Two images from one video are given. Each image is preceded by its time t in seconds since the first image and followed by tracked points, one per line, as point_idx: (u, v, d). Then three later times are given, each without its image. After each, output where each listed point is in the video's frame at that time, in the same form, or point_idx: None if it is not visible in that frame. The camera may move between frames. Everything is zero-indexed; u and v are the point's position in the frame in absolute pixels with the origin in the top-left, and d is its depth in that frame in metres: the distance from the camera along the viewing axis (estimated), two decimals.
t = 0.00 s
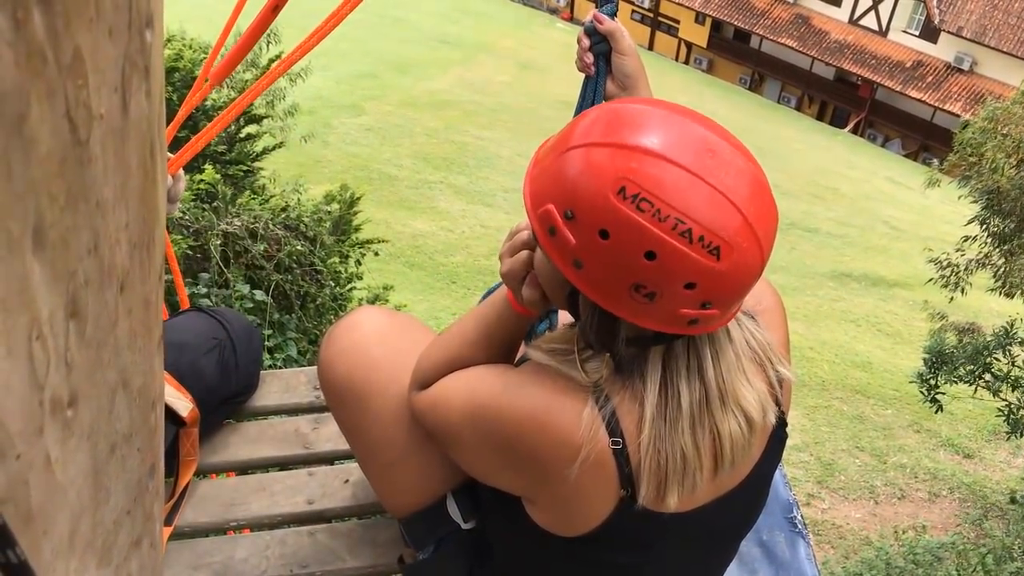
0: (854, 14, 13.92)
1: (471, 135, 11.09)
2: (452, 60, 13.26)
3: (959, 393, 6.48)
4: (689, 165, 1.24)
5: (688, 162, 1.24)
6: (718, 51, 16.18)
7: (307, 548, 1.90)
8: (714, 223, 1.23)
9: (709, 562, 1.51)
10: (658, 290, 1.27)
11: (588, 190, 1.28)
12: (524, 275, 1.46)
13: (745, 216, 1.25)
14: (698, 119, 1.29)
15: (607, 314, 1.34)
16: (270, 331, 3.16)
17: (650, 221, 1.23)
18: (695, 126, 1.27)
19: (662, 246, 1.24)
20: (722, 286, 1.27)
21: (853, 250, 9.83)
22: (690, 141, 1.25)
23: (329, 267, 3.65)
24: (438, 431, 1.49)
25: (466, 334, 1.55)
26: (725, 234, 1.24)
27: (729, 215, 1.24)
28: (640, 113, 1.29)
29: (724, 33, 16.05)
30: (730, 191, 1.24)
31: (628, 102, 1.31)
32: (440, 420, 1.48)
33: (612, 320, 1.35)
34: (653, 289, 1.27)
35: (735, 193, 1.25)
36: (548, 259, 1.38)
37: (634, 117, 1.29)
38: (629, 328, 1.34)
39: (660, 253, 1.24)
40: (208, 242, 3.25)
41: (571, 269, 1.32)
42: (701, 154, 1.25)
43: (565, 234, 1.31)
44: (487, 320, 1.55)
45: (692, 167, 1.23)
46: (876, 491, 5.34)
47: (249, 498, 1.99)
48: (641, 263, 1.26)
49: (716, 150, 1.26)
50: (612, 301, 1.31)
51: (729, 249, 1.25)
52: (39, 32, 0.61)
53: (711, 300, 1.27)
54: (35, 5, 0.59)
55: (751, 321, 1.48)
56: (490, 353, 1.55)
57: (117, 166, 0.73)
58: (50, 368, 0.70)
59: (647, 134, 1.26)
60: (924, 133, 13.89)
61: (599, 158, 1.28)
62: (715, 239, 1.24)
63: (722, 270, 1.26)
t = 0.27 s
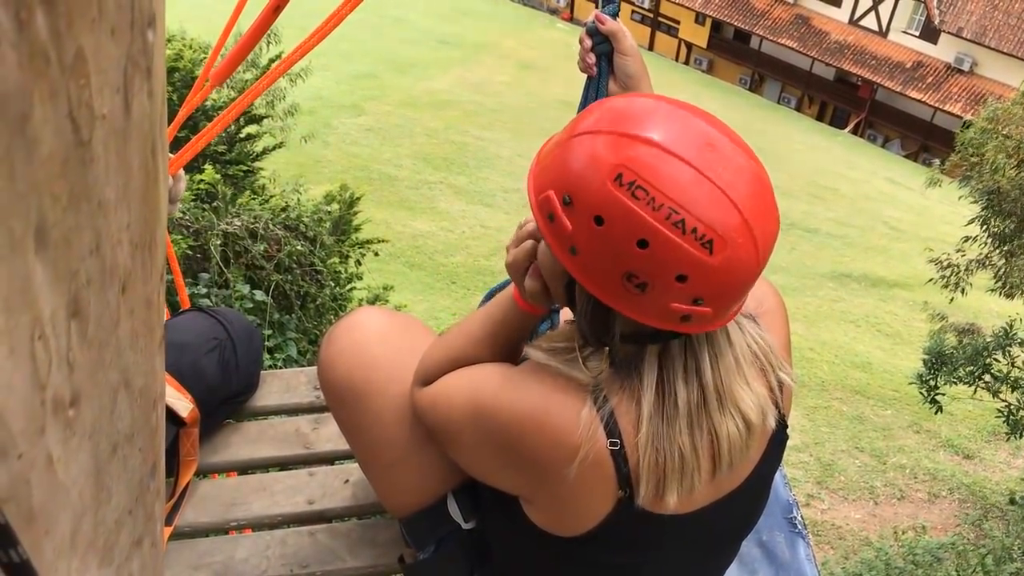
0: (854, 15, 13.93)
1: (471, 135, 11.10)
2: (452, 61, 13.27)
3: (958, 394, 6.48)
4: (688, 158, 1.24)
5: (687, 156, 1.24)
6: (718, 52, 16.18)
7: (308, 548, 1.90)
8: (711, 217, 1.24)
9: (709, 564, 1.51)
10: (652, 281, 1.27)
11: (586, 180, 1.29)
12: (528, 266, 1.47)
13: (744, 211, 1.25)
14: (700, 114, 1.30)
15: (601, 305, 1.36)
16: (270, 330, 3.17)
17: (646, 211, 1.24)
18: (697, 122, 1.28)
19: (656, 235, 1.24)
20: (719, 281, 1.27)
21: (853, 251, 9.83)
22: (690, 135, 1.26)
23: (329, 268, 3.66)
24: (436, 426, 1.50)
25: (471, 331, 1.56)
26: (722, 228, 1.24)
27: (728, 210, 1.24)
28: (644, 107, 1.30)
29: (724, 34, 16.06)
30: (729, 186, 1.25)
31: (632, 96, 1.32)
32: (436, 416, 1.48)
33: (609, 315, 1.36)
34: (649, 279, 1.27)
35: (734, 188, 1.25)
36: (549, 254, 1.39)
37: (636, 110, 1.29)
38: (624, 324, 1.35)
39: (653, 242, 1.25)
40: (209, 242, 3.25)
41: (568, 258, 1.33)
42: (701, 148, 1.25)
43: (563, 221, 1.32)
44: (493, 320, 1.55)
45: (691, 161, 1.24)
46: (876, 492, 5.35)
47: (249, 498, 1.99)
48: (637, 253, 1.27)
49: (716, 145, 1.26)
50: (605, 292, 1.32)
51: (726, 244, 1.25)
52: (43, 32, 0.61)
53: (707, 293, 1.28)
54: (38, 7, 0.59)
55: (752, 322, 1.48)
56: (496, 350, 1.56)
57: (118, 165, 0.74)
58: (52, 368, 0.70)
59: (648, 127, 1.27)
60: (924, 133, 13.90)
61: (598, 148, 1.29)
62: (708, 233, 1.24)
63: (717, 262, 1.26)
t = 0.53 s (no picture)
0: (854, 17, 13.93)
1: (471, 136, 11.11)
2: (452, 61, 13.27)
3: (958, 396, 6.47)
4: (660, 156, 1.25)
5: (660, 154, 1.25)
6: (719, 53, 16.18)
7: (306, 549, 1.90)
8: (648, 215, 1.24)
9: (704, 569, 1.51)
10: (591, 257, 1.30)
11: (575, 149, 1.34)
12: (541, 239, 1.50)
13: (685, 228, 1.23)
14: (709, 129, 1.29)
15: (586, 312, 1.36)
16: (269, 331, 3.17)
17: (600, 187, 1.28)
18: (698, 132, 1.27)
19: (613, 224, 1.27)
20: (642, 288, 1.27)
21: (853, 253, 9.83)
22: (679, 140, 1.26)
23: (329, 268, 3.65)
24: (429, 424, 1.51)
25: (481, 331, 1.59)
26: (655, 231, 1.24)
27: (668, 218, 1.23)
28: (655, 102, 1.31)
29: (724, 36, 16.07)
30: (682, 196, 1.23)
31: (660, 90, 1.34)
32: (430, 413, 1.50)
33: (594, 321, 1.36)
34: (589, 256, 1.30)
35: (687, 199, 1.23)
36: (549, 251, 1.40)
37: (650, 103, 1.32)
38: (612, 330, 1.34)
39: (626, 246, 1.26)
40: (208, 243, 3.25)
41: (544, 222, 1.39)
42: (684, 155, 1.25)
43: (549, 183, 1.38)
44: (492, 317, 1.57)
45: (660, 158, 1.25)
46: (876, 494, 5.35)
47: (248, 500, 1.99)
48: (586, 226, 1.30)
49: (693, 157, 1.25)
50: (567, 273, 1.36)
51: (655, 248, 1.24)
52: (39, 34, 0.61)
53: (627, 297, 1.28)
54: (36, 8, 0.59)
55: (747, 329, 1.48)
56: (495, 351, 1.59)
57: (117, 165, 0.73)
58: (49, 369, 0.70)
59: (647, 118, 1.29)
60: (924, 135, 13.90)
61: (598, 125, 1.33)
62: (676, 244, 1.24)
63: (636, 260, 1.26)
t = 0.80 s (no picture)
0: (854, 21, 13.95)
1: (471, 138, 11.12)
2: (452, 64, 13.28)
3: (957, 400, 6.48)
4: (661, 160, 1.25)
5: (662, 159, 1.25)
6: (719, 57, 16.20)
7: (306, 551, 1.91)
8: (634, 215, 1.25)
9: None
10: (583, 243, 1.32)
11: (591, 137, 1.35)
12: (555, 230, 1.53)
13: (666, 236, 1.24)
14: (722, 144, 1.28)
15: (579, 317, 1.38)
16: (269, 333, 3.18)
17: (598, 179, 1.30)
18: (709, 146, 1.27)
19: (603, 222, 1.28)
20: (621, 288, 1.28)
21: (852, 257, 9.84)
22: (687, 149, 1.26)
23: (329, 270, 3.66)
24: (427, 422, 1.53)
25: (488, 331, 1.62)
26: (636, 233, 1.25)
27: (652, 223, 1.24)
28: (678, 108, 1.31)
29: (724, 39, 16.08)
30: (671, 205, 1.23)
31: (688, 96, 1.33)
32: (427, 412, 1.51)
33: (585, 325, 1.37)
34: (581, 241, 1.33)
35: (676, 208, 1.23)
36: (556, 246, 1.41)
37: (672, 106, 1.31)
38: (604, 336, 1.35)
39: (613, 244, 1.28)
40: (208, 245, 3.26)
41: (552, 202, 1.41)
42: (682, 163, 1.25)
43: (566, 166, 1.40)
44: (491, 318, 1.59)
45: (660, 162, 1.25)
46: (875, 497, 5.35)
47: (248, 502, 1.99)
48: (581, 215, 1.32)
49: (693, 168, 1.25)
50: (567, 267, 1.37)
51: (633, 250, 1.26)
52: (45, 39, 0.61)
53: (606, 294, 1.29)
54: (43, 15, 0.60)
55: (745, 340, 1.49)
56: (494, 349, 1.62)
57: (121, 170, 0.74)
58: (54, 373, 0.70)
59: (661, 120, 1.29)
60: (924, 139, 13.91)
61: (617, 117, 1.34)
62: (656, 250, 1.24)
63: (616, 255, 1.28)
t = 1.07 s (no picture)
0: (853, 24, 13.97)
1: (470, 141, 11.12)
2: (452, 66, 13.28)
3: (956, 402, 6.48)
4: (666, 163, 1.25)
5: (667, 162, 1.25)
6: (718, 59, 16.21)
7: (305, 555, 1.90)
8: (636, 217, 1.25)
9: None
10: (584, 243, 1.32)
11: (600, 139, 1.36)
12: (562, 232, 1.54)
13: (666, 240, 1.23)
14: (729, 152, 1.28)
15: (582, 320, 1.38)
16: (268, 336, 3.17)
17: (603, 179, 1.30)
18: (716, 153, 1.27)
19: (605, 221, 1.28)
20: (620, 290, 1.28)
21: (851, 259, 9.84)
22: (694, 154, 1.26)
23: (328, 273, 3.65)
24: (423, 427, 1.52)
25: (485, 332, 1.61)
26: (637, 233, 1.25)
27: (653, 225, 1.24)
28: (688, 114, 1.31)
29: (723, 42, 16.09)
30: (673, 207, 1.23)
31: (699, 103, 1.34)
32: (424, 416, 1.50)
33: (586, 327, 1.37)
34: (582, 241, 1.32)
35: (678, 212, 1.23)
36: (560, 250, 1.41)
37: (682, 112, 1.32)
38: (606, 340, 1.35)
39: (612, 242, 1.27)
40: (207, 247, 3.25)
41: (558, 203, 1.41)
42: (687, 167, 1.25)
43: (573, 167, 1.40)
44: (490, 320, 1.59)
45: (665, 164, 1.25)
46: (874, 500, 5.35)
47: (246, 505, 1.98)
48: (583, 215, 1.31)
49: (698, 173, 1.24)
50: (570, 267, 1.37)
51: (634, 250, 1.25)
52: (42, 43, 0.61)
53: (605, 295, 1.29)
54: (40, 18, 0.59)
55: (747, 347, 1.49)
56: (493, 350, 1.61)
57: (119, 174, 0.74)
58: (50, 378, 0.70)
59: (670, 125, 1.29)
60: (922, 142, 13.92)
61: (627, 120, 1.34)
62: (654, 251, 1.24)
63: (615, 256, 1.27)
